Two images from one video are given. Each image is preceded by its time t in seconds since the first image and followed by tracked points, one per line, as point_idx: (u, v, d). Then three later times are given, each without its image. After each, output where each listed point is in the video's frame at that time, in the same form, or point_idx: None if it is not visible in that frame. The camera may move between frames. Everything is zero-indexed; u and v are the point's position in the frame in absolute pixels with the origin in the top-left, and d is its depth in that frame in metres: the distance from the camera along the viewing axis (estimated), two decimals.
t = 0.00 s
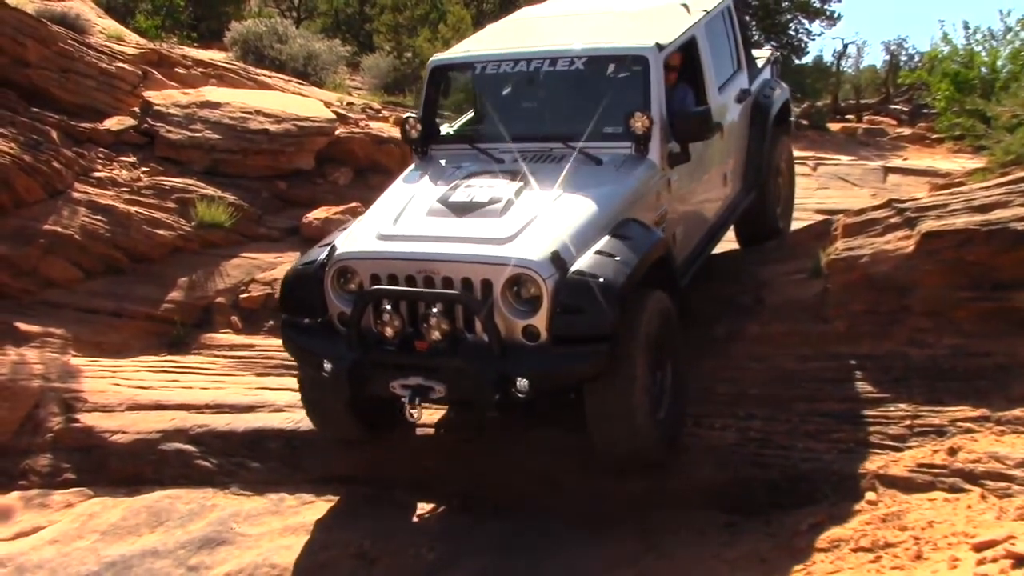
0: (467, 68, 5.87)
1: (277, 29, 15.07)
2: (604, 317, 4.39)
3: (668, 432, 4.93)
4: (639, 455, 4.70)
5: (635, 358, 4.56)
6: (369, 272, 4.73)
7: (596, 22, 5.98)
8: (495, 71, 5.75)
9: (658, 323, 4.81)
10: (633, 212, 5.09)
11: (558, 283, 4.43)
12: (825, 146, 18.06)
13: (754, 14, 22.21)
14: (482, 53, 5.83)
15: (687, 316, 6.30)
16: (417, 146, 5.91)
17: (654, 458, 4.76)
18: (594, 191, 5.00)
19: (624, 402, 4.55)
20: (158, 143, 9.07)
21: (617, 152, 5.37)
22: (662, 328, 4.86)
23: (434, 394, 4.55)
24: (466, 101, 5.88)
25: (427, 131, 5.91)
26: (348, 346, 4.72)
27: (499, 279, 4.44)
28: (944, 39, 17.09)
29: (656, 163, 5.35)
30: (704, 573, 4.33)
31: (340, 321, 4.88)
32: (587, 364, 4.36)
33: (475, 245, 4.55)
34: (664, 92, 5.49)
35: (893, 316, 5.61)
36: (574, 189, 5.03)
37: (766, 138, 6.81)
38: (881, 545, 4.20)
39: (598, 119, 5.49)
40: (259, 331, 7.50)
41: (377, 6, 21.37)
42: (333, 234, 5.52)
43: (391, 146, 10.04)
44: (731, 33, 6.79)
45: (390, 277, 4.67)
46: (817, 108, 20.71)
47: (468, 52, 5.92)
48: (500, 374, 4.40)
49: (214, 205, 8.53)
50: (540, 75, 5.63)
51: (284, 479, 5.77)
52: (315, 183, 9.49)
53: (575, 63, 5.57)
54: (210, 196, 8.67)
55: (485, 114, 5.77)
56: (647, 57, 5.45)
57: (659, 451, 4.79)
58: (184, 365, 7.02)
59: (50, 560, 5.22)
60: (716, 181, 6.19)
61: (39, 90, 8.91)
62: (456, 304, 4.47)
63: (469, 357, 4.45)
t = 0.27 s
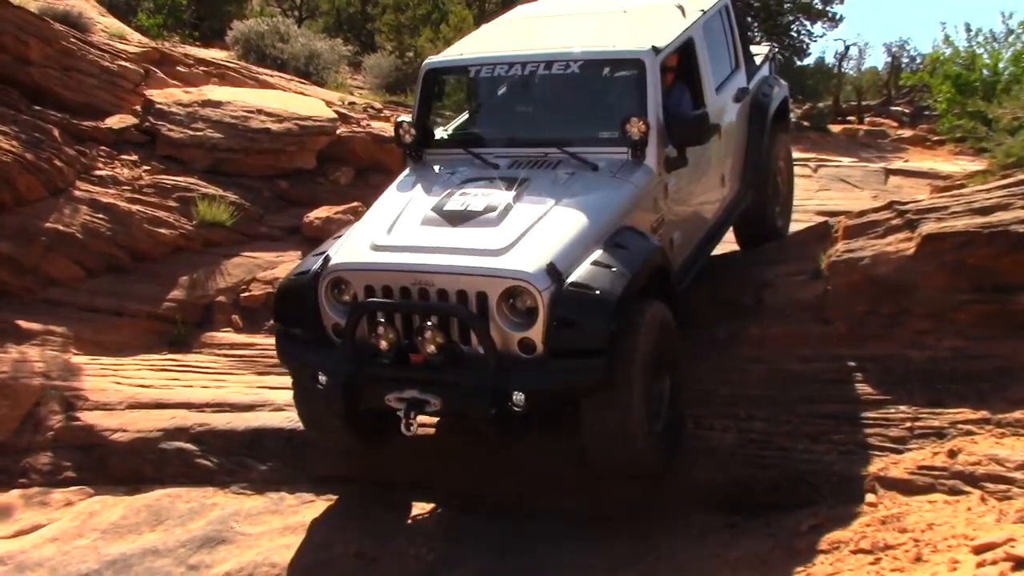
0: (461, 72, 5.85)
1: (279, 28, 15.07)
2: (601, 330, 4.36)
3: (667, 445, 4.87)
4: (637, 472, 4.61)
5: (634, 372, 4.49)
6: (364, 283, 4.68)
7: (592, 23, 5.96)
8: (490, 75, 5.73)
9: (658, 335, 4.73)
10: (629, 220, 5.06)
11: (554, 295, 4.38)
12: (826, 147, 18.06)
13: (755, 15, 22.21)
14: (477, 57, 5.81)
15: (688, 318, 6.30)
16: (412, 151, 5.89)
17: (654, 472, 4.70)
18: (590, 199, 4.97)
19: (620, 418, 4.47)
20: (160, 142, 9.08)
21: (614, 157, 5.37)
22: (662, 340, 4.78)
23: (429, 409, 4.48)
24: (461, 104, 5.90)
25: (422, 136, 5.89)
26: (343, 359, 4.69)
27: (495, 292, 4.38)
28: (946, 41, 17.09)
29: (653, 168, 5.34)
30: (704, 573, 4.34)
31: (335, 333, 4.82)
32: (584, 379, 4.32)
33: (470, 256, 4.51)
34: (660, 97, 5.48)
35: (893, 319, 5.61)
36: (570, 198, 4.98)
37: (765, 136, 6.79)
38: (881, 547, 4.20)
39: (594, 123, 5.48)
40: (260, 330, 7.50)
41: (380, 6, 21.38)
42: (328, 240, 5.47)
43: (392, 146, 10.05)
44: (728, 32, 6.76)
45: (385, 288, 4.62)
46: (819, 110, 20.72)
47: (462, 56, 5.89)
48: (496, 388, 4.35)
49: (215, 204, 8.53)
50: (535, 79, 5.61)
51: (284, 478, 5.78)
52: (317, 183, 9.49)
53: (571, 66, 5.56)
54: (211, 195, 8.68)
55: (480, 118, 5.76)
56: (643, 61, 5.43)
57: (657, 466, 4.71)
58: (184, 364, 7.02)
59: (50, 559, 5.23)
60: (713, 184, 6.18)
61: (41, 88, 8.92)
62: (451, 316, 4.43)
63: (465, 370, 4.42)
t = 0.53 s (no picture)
0: (455, 76, 5.80)
1: (280, 29, 15.07)
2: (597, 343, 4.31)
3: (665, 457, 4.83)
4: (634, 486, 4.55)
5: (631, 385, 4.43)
6: (359, 296, 4.63)
7: (588, 25, 5.93)
8: (484, 80, 5.68)
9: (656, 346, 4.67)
10: (625, 228, 5.03)
11: (550, 309, 4.34)
12: (827, 147, 18.06)
13: (756, 15, 22.20)
14: (470, 60, 5.76)
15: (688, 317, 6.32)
16: (406, 156, 5.85)
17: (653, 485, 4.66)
18: (586, 208, 4.93)
19: (617, 431, 4.42)
20: (160, 143, 9.08)
21: (610, 163, 5.33)
22: (660, 351, 4.73)
23: (426, 423, 4.44)
24: (457, 109, 5.86)
25: (417, 141, 5.86)
26: (339, 371, 4.62)
27: (491, 305, 4.35)
28: (946, 42, 17.09)
29: (649, 175, 5.32)
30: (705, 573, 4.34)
31: (330, 346, 4.77)
32: (581, 393, 4.27)
33: (465, 268, 4.47)
34: (656, 101, 5.43)
35: (894, 319, 5.61)
36: (566, 206, 4.94)
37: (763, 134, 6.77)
38: (881, 547, 4.20)
39: (590, 129, 5.44)
40: (261, 330, 7.51)
41: (380, 7, 21.38)
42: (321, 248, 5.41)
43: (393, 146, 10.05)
44: (724, 32, 6.73)
45: (380, 301, 4.58)
46: (819, 111, 20.72)
47: (456, 59, 5.84)
48: (492, 403, 4.31)
49: (216, 204, 8.54)
50: (530, 83, 5.56)
51: (285, 478, 5.78)
52: (317, 183, 9.50)
53: (565, 71, 5.50)
54: (212, 196, 8.68)
55: (476, 123, 5.71)
56: (638, 65, 5.39)
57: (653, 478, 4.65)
58: (186, 365, 7.03)
59: (51, 559, 5.23)
60: (711, 187, 6.16)
61: (42, 89, 8.92)
62: (447, 330, 4.39)
63: (462, 384, 4.37)
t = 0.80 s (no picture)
0: (451, 81, 5.64)
1: (281, 28, 15.07)
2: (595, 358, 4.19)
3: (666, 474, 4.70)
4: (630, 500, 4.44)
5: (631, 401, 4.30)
6: (354, 309, 4.50)
7: (587, 27, 5.84)
8: (480, 85, 5.53)
9: (657, 361, 4.56)
10: (625, 239, 4.92)
11: (547, 324, 4.22)
12: (828, 147, 18.06)
13: (758, 15, 22.20)
14: (466, 65, 5.60)
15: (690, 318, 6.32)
16: (401, 163, 5.70)
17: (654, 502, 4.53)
18: (584, 219, 4.80)
19: (615, 449, 4.29)
20: (162, 142, 9.09)
21: (609, 171, 5.20)
22: (661, 366, 4.61)
23: (422, 439, 4.29)
24: (455, 113, 5.71)
25: (412, 147, 5.70)
26: (333, 386, 4.49)
27: (488, 320, 4.21)
28: (948, 41, 17.09)
29: (648, 183, 5.21)
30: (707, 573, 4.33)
31: (327, 360, 4.66)
32: (577, 410, 4.14)
33: (461, 281, 4.35)
34: (656, 108, 5.31)
35: (895, 319, 5.60)
36: (564, 216, 4.82)
37: (763, 135, 6.76)
38: (882, 546, 4.20)
39: (589, 135, 5.30)
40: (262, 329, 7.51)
41: (382, 6, 21.39)
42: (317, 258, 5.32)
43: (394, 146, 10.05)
44: (723, 34, 6.71)
45: (375, 315, 4.44)
46: (820, 110, 20.71)
47: (452, 63, 5.68)
48: (490, 419, 4.16)
49: (218, 203, 8.55)
50: (527, 89, 5.41)
51: (287, 477, 5.79)
52: (319, 182, 9.50)
53: (563, 76, 5.35)
54: (214, 195, 8.69)
55: (471, 129, 5.56)
56: (638, 71, 5.25)
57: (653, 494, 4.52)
58: (187, 363, 7.03)
59: (53, 557, 5.23)
60: (711, 190, 6.11)
61: (43, 87, 8.92)
62: (444, 345, 4.25)
63: (459, 399, 4.24)
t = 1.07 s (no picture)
0: (446, 86, 5.53)
1: (286, 23, 15.06)
2: (592, 380, 4.15)
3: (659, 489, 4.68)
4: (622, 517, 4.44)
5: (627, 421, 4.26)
6: (347, 325, 4.42)
7: (586, 30, 5.76)
8: (476, 91, 5.42)
9: (655, 380, 4.50)
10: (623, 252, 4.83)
11: (544, 345, 4.15)
12: (832, 149, 18.04)
13: (763, 16, 22.17)
14: (463, 69, 5.49)
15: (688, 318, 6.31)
16: (396, 168, 5.61)
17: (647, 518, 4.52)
18: (581, 232, 4.71)
19: (610, 469, 4.25)
20: (165, 134, 9.09)
21: (606, 182, 5.10)
22: (659, 385, 4.56)
23: (417, 459, 4.26)
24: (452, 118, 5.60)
25: (407, 151, 5.60)
26: (326, 402, 4.43)
27: (483, 340, 4.15)
28: (953, 45, 17.07)
29: (646, 194, 5.11)
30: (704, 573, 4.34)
31: (320, 374, 4.58)
32: (575, 431, 4.11)
33: (456, 299, 4.27)
34: (654, 117, 5.20)
35: (895, 321, 5.60)
36: (561, 228, 4.74)
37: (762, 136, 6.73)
38: (878, 548, 4.21)
39: (586, 145, 5.19)
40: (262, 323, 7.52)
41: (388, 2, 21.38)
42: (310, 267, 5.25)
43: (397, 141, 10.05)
44: (724, 36, 6.68)
45: (369, 331, 4.37)
46: (824, 112, 20.70)
47: (447, 68, 5.57)
48: (485, 442, 4.13)
49: (220, 196, 8.56)
50: (524, 96, 5.30)
51: (285, 471, 5.80)
52: (322, 177, 9.50)
53: (561, 83, 5.24)
54: (216, 188, 8.70)
55: (466, 133, 5.45)
56: (637, 80, 5.14)
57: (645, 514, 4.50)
58: (187, 355, 7.04)
59: (50, 547, 5.24)
60: (708, 196, 6.05)
61: (47, 78, 8.92)
62: (439, 365, 4.19)
63: (454, 420, 4.19)
